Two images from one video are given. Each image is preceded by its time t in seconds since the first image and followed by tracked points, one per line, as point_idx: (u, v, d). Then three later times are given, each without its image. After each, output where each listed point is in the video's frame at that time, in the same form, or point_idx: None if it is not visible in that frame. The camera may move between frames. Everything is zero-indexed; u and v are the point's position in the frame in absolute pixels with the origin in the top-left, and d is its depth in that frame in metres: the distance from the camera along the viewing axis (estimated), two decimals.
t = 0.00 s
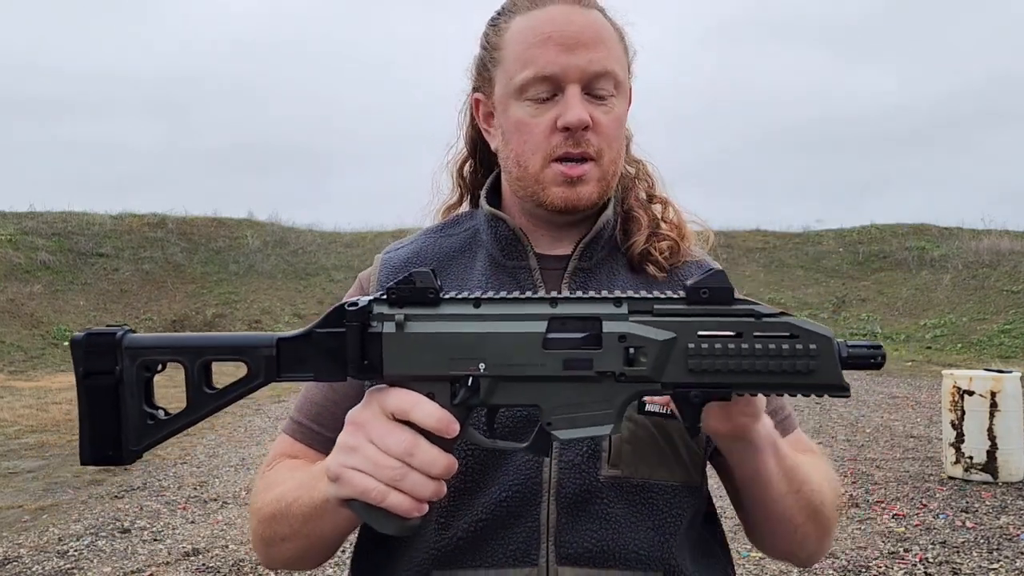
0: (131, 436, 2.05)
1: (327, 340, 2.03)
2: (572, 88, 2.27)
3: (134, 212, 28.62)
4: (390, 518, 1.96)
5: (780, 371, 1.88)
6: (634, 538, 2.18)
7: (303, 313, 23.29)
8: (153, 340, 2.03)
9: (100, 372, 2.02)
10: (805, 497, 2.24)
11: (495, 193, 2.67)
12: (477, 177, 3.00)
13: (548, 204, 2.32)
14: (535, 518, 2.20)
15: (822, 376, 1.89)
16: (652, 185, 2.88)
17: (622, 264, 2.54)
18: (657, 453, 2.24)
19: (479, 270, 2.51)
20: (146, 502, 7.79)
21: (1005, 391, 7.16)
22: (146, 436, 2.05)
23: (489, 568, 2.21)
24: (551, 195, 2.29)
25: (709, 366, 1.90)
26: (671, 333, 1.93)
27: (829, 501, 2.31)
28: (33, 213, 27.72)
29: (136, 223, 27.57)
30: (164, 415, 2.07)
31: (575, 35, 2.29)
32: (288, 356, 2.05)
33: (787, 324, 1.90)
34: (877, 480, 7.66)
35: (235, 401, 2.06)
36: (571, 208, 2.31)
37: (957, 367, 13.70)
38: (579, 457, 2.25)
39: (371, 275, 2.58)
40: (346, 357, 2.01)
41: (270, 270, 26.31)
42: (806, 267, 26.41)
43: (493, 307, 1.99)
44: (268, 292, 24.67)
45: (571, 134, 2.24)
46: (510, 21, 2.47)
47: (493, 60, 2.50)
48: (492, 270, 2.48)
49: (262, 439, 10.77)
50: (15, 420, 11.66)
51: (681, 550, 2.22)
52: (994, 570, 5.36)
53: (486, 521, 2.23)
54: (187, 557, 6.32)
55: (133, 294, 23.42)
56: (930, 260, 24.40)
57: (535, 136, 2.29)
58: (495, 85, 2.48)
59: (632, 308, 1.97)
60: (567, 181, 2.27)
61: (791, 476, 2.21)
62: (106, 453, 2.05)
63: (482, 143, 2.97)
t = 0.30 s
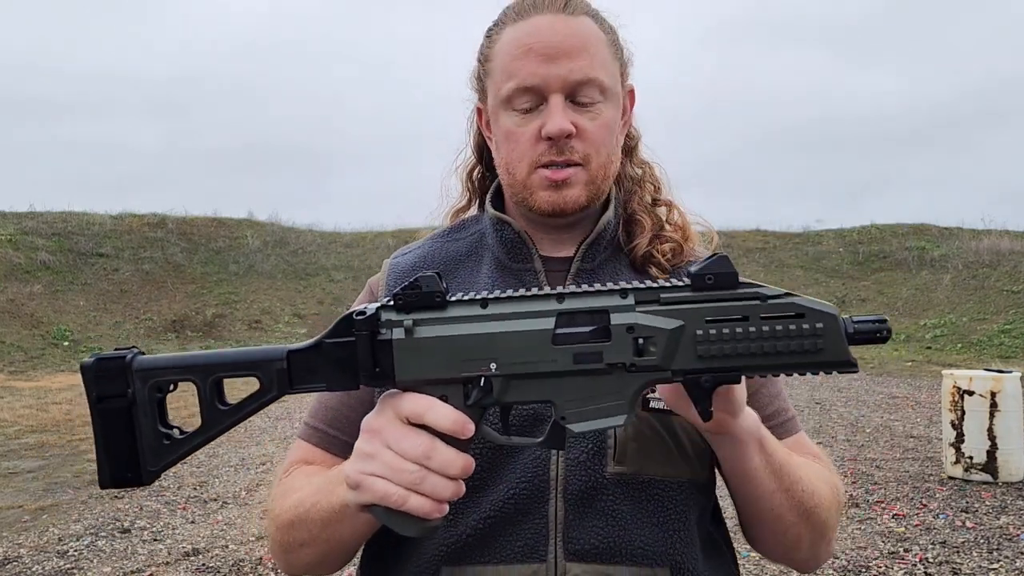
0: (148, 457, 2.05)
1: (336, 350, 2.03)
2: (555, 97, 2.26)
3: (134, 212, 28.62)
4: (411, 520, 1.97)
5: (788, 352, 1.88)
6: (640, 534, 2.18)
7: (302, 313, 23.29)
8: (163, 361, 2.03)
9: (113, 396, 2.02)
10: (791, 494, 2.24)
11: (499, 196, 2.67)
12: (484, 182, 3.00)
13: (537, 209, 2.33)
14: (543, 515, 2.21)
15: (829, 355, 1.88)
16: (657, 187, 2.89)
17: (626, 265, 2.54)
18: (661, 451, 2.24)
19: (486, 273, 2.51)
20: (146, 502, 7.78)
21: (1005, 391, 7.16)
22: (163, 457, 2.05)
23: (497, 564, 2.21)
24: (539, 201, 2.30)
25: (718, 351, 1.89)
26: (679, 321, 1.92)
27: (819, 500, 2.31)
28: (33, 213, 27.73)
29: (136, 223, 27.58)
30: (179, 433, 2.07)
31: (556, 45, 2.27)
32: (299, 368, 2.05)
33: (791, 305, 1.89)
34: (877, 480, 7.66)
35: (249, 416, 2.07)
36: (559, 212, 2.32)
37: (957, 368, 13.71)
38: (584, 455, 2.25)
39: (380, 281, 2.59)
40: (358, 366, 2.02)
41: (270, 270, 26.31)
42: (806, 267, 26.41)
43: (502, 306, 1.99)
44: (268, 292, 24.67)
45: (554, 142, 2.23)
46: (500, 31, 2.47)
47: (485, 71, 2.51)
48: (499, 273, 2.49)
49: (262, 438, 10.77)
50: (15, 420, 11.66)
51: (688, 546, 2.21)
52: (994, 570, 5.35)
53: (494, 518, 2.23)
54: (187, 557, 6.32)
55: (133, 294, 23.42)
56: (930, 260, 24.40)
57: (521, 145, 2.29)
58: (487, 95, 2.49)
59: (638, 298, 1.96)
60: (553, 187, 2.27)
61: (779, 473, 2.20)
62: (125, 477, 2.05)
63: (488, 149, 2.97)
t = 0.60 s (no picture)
0: (151, 454, 2.05)
1: (336, 347, 2.03)
2: (553, 96, 2.26)
3: (134, 212, 28.62)
4: (412, 515, 1.96)
5: (785, 345, 1.88)
6: (638, 533, 2.18)
7: (302, 313, 23.29)
8: (165, 359, 2.03)
9: (115, 396, 2.02)
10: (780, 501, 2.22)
11: (497, 197, 2.67)
12: (482, 182, 3.00)
13: (537, 209, 2.32)
14: (541, 515, 2.21)
15: (825, 348, 1.88)
16: (654, 187, 2.89)
17: (623, 265, 2.53)
18: (658, 451, 2.23)
19: (485, 274, 2.51)
20: (146, 502, 7.78)
21: (1005, 391, 7.16)
22: (165, 455, 2.05)
23: (496, 563, 2.21)
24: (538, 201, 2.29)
25: (715, 345, 1.89)
26: (676, 315, 1.92)
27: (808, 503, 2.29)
28: (33, 213, 27.73)
29: (136, 223, 27.58)
30: (182, 431, 2.07)
31: (554, 45, 2.28)
32: (300, 365, 2.05)
33: (789, 298, 1.89)
34: (877, 480, 7.66)
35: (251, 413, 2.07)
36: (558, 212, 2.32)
37: (957, 368, 13.71)
38: (582, 455, 2.26)
39: (380, 281, 2.59)
40: (358, 363, 2.02)
41: (270, 270, 26.31)
42: (806, 267, 26.41)
43: (500, 303, 1.98)
44: (268, 292, 24.67)
45: (553, 142, 2.23)
46: (498, 32, 2.47)
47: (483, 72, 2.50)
48: (497, 273, 2.49)
49: (263, 438, 10.76)
50: (15, 420, 11.66)
51: (685, 546, 2.21)
52: (994, 570, 5.36)
53: (493, 518, 2.23)
54: (187, 557, 6.32)
55: (133, 294, 23.40)
56: (930, 260, 24.39)
57: (520, 144, 2.28)
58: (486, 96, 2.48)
59: (636, 293, 1.95)
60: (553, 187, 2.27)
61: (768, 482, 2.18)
62: (129, 474, 2.05)
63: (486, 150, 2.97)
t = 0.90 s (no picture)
0: (154, 454, 2.05)
1: (336, 349, 2.03)
2: (554, 93, 2.26)
3: (134, 212, 28.63)
4: (412, 515, 1.97)
5: (783, 350, 1.88)
6: (635, 531, 2.18)
7: (303, 313, 23.28)
8: (167, 361, 2.03)
9: (118, 397, 2.02)
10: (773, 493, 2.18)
11: (497, 196, 2.67)
12: (482, 183, 3.00)
13: (535, 206, 2.32)
14: (539, 512, 2.20)
15: (823, 353, 1.88)
16: (654, 189, 2.90)
17: (621, 265, 2.53)
18: (656, 450, 2.24)
19: (484, 273, 2.51)
20: (146, 502, 7.78)
21: (1005, 391, 7.15)
22: (168, 454, 2.05)
23: (495, 561, 2.20)
24: (538, 197, 2.29)
25: (714, 350, 1.89)
26: (675, 320, 1.91)
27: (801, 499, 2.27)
28: (33, 213, 27.75)
29: (136, 223, 27.59)
30: (184, 431, 2.07)
31: (557, 43, 2.29)
32: (301, 367, 2.05)
33: (788, 303, 1.89)
34: (877, 480, 7.66)
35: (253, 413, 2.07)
36: (557, 209, 2.31)
37: (957, 368, 13.72)
38: (579, 453, 2.26)
39: (380, 280, 2.59)
40: (358, 365, 2.01)
41: (270, 270, 26.32)
42: (806, 267, 26.41)
43: (499, 305, 1.98)
44: (268, 292, 24.67)
45: (554, 138, 2.23)
46: (501, 31, 2.47)
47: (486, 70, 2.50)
48: (496, 272, 2.49)
49: (263, 438, 10.77)
50: (15, 420, 11.67)
51: (681, 543, 2.21)
52: (994, 570, 5.36)
53: (491, 516, 2.23)
54: (187, 557, 6.32)
55: (133, 294, 23.40)
56: (930, 260, 24.39)
57: (521, 141, 2.28)
58: (488, 94, 2.48)
59: (635, 298, 1.95)
60: (552, 182, 2.26)
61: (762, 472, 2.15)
62: (131, 473, 2.05)
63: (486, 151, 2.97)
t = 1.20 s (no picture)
0: (160, 453, 2.05)
1: (343, 349, 2.03)
2: (555, 88, 2.27)
3: (134, 212, 28.62)
4: (416, 515, 1.97)
5: (788, 351, 1.88)
6: (635, 530, 2.18)
7: (303, 313, 23.28)
8: (173, 360, 2.03)
9: (123, 395, 2.02)
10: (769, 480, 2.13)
11: (501, 196, 2.67)
12: (485, 186, 3.00)
13: (540, 200, 2.31)
14: (540, 510, 2.21)
15: (829, 354, 1.88)
16: (657, 191, 2.90)
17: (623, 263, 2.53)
18: (657, 449, 2.24)
19: (486, 273, 2.51)
20: (146, 502, 7.78)
21: (1005, 392, 7.16)
22: (174, 453, 2.05)
23: (496, 559, 2.20)
24: (541, 191, 2.28)
25: (719, 351, 1.89)
26: (680, 321, 1.90)
27: (807, 489, 2.21)
28: (33, 213, 27.74)
29: (136, 223, 27.59)
30: (189, 430, 2.07)
31: (556, 38, 2.29)
32: (306, 366, 2.05)
33: (794, 305, 1.89)
34: (877, 480, 7.66)
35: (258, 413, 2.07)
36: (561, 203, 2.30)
37: (957, 368, 13.72)
38: (579, 452, 2.25)
39: (383, 280, 2.59)
40: (364, 365, 2.01)
41: (270, 270, 26.32)
42: (806, 267, 26.41)
43: (504, 306, 1.97)
44: (268, 292, 24.68)
45: (555, 131, 2.23)
46: (501, 32, 2.49)
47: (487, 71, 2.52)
48: (498, 272, 2.49)
49: (263, 438, 10.77)
50: (15, 420, 11.66)
51: (681, 541, 2.21)
52: (994, 570, 5.36)
53: (493, 514, 2.23)
54: (187, 557, 6.32)
55: (133, 294, 23.39)
56: (930, 260, 24.39)
57: (523, 136, 2.28)
58: (490, 94, 2.49)
59: (640, 298, 1.94)
60: (555, 176, 2.25)
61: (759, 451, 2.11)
62: (137, 471, 2.06)
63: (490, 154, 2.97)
